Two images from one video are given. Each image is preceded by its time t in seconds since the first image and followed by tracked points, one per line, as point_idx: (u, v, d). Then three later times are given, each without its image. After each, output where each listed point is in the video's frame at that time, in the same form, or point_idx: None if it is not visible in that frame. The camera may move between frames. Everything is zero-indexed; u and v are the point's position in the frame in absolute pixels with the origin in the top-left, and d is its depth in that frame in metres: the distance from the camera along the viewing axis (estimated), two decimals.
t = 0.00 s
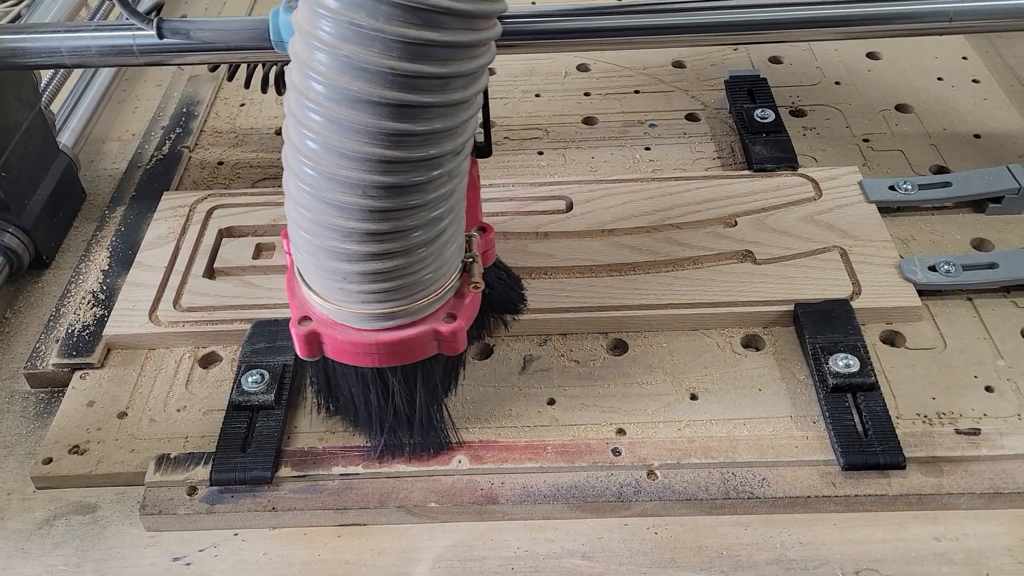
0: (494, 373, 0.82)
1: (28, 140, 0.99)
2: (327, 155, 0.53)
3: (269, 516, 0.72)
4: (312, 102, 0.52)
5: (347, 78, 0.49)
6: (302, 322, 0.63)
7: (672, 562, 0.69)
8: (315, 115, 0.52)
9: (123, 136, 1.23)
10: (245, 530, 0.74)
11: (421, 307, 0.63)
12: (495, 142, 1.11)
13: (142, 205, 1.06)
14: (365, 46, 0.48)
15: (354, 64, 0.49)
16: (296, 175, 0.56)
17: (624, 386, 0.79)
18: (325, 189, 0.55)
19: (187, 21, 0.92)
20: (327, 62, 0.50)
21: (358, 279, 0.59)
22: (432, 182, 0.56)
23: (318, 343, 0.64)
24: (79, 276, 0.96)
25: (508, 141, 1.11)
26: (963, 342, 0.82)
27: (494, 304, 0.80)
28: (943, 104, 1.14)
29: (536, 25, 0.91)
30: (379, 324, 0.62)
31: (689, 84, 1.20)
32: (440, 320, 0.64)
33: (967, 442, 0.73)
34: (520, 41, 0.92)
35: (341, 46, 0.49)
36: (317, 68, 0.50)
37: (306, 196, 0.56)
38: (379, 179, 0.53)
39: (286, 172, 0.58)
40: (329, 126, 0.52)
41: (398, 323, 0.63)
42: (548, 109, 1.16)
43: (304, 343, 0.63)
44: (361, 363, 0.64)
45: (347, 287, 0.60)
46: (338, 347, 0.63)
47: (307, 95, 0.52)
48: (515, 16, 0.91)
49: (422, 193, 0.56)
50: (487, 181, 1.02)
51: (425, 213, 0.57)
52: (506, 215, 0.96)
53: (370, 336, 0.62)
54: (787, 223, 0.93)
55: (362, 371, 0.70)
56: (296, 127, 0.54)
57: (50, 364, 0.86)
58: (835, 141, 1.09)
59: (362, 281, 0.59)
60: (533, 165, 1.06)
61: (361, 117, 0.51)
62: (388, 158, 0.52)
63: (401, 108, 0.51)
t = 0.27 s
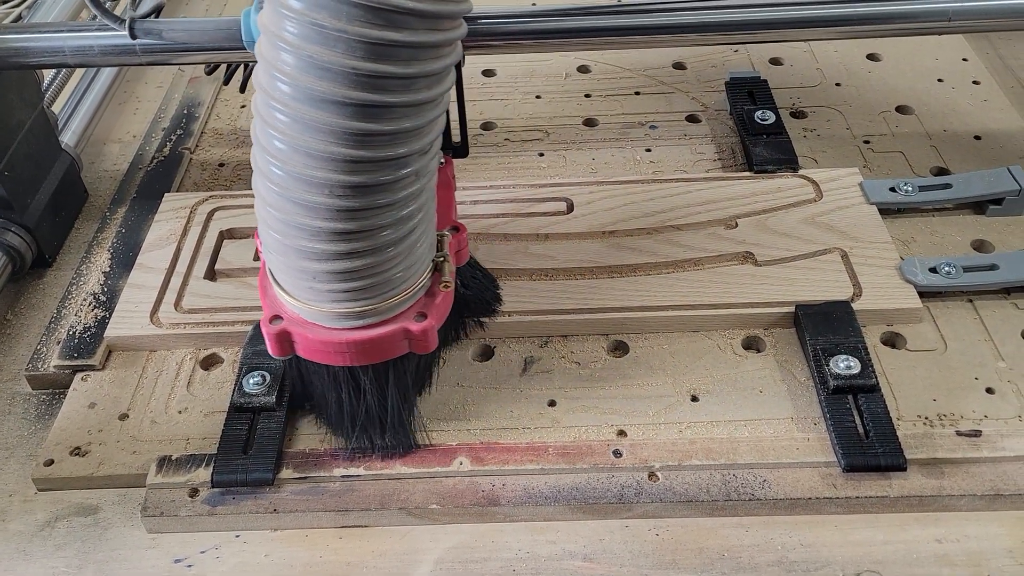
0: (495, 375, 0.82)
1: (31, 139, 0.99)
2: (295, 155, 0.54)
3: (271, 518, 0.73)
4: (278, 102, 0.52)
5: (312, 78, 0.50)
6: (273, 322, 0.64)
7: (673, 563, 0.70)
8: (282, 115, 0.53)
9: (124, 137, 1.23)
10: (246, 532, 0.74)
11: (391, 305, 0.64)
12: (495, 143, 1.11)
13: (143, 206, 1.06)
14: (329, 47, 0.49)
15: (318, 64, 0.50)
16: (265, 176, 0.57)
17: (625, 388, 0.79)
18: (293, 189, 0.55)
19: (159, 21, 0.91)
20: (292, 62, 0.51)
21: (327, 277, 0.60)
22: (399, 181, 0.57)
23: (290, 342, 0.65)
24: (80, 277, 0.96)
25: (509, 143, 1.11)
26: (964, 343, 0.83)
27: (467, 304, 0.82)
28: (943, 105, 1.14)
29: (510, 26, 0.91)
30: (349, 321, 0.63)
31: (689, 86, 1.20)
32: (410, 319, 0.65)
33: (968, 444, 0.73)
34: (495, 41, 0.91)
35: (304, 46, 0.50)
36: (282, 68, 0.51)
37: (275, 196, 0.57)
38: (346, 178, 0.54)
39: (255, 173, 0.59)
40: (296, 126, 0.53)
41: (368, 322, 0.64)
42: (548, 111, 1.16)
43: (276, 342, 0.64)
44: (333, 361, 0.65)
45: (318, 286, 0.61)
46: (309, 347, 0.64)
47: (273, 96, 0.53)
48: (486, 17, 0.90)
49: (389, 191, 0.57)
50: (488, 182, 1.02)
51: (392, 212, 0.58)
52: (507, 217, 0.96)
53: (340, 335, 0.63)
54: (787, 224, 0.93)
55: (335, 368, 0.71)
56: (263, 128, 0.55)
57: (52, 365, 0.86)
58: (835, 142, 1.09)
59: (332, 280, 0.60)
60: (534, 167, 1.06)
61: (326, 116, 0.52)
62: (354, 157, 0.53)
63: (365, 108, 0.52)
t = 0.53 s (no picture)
0: (496, 374, 0.82)
1: (35, 136, 0.99)
2: (262, 151, 0.54)
3: (272, 517, 0.73)
4: (245, 99, 0.53)
5: (277, 75, 0.51)
6: (245, 318, 0.65)
7: (675, 563, 0.70)
8: (249, 112, 0.53)
9: (125, 137, 1.24)
10: (248, 531, 0.74)
11: (363, 300, 0.64)
12: (496, 143, 1.11)
13: (144, 206, 1.06)
14: (292, 43, 0.50)
15: (282, 60, 0.50)
16: (234, 173, 0.57)
17: (627, 387, 0.79)
18: (261, 185, 0.56)
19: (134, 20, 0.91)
20: (256, 59, 0.51)
21: (297, 273, 0.60)
22: (366, 176, 0.57)
23: (262, 338, 0.65)
24: (82, 277, 0.96)
25: (510, 143, 1.11)
26: (966, 343, 0.82)
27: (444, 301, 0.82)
28: (944, 106, 1.14)
29: (485, 24, 0.90)
30: (320, 317, 0.64)
31: (691, 86, 1.20)
32: (382, 315, 0.66)
33: (970, 444, 0.73)
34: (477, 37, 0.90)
35: (268, 43, 0.50)
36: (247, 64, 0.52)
37: (243, 192, 0.57)
38: (313, 174, 0.55)
39: (225, 171, 0.59)
40: (263, 122, 0.53)
41: (340, 318, 0.64)
42: (549, 111, 1.16)
43: (248, 338, 0.64)
44: (305, 357, 0.66)
45: (288, 282, 0.61)
46: (281, 343, 0.64)
47: (240, 93, 0.53)
48: (461, 16, 0.89)
49: (357, 187, 0.57)
50: (489, 182, 1.02)
51: (360, 208, 0.59)
52: (508, 217, 0.96)
53: (312, 331, 0.64)
54: (789, 224, 0.93)
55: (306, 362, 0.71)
56: (231, 125, 0.55)
57: (54, 365, 0.86)
58: (836, 142, 1.09)
59: (302, 276, 0.60)
60: (535, 167, 1.06)
61: (291, 112, 0.52)
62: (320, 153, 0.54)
63: (330, 103, 0.52)
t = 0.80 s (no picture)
0: (497, 375, 0.82)
1: (33, 143, 0.99)
2: (229, 164, 0.54)
3: (272, 517, 0.73)
4: (211, 111, 0.52)
5: (243, 86, 0.51)
6: (217, 330, 0.64)
7: (675, 564, 0.70)
8: (215, 124, 0.53)
9: (126, 138, 1.24)
10: (249, 531, 0.74)
11: (337, 312, 0.64)
12: (497, 145, 1.11)
13: (145, 207, 1.06)
14: (257, 55, 0.50)
15: (248, 72, 0.50)
16: (202, 186, 0.57)
17: (627, 388, 0.80)
18: (229, 197, 0.55)
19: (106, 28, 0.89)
20: (222, 70, 0.51)
21: (268, 286, 0.59)
22: (337, 189, 0.57)
23: (234, 351, 0.64)
24: (83, 277, 0.97)
25: (510, 144, 1.11)
26: (966, 345, 0.83)
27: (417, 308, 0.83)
28: (944, 108, 1.14)
29: (465, 32, 0.89)
30: (293, 328, 0.63)
31: (691, 87, 1.20)
32: (356, 327, 0.65)
33: (970, 445, 0.73)
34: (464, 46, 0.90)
35: (234, 55, 0.50)
36: (213, 77, 0.51)
37: (212, 205, 0.57)
38: (282, 187, 0.54)
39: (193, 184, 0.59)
40: (230, 134, 0.53)
41: (313, 330, 0.63)
42: (550, 113, 1.16)
43: (220, 350, 0.63)
44: (278, 370, 0.65)
45: (259, 295, 0.60)
46: (253, 356, 0.63)
47: (206, 105, 0.53)
48: (439, 23, 0.88)
49: (328, 199, 0.57)
50: (489, 184, 1.02)
51: (331, 221, 0.58)
52: (509, 218, 0.96)
53: (284, 344, 0.63)
54: (789, 225, 0.93)
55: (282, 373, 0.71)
56: (198, 138, 0.55)
57: (55, 365, 0.86)
58: (837, 144, 1.09)
59: (273, 289, 0.60)
60: (535, 168, 1.06)
61: (259, 124, 0.52)
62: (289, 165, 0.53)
63: (297, 115, 0.52)
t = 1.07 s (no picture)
0: (498, 377, 0.82)
1: (26, 155, 0.98)
2: (199, 185, 0.53)
3: (273, 519, 0.73)
4: (181, 131, 0.51)
5: (212, 107, 0.49)
6: (192, 352, 0.63)
7: (677, 566, 0.70)
8: (185, 144, 0.52)
9: (127, 141, 1.24)
10: (250, 534, 0.74)
11: (314, 332, 0.63)
12: (498, 146, 1.11)
13: (146, 209, 1.06)
14: (226, 75, 0.49)
15: (217, 93, 0.49)
16: (173, 206, 0.55)
17: (628, 390, 0.80)
18: (200, 219, 0.54)
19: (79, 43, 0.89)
20: (191, 90, 0.50)
21: (242, 307, 0.58)
22: (311, 210, 0.56)
23: (208, 372, 0.63)
24: (84, 280, 0.97)
25: (511, 146, 1.11)
26: (967, 346, 0.82)
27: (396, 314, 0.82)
28: (945, 110, 1.14)
29: (444, 46, 0.88)
30: (269, 350, 0.62)
31: (692, 89, 1.20)
32: (333, 349, 0.64)
33: (971, 447, 0.73)
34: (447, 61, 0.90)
35: (203, 76, 0.49)
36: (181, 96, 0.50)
37: (183, 226, 0.55)
38: (254, 209, 0.53)
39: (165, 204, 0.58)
40: (200, 155, 0.51)
41: (288, 352, 0.63)
42: (551, 115, 1.16)
43: (194, 371, 0.63)
44: (254, 392, 0.64)
45: (233, 316, 0.59)
46: (227, 378, 0.63)
47: (176, 125, 0.52)
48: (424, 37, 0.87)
49: (302, 220, 0.55)
50: (490, 186, 1.02)
51: (305, 243, 0.57)
52: (510, 220, 0.96)
53: (259, 367, 0.62)
54: (790, 227, 0.93)
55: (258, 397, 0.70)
56: (168, 158, 0.54)
57: (56, 368, 0.86)
58: (838, 146, 1.09)
59: (247, 310, 0.59)
60: (536, 170, 1.06)
61: (229, 145, 0.50)
62: (260, 186, 0.52)
63: (268, 137, 0.51)
